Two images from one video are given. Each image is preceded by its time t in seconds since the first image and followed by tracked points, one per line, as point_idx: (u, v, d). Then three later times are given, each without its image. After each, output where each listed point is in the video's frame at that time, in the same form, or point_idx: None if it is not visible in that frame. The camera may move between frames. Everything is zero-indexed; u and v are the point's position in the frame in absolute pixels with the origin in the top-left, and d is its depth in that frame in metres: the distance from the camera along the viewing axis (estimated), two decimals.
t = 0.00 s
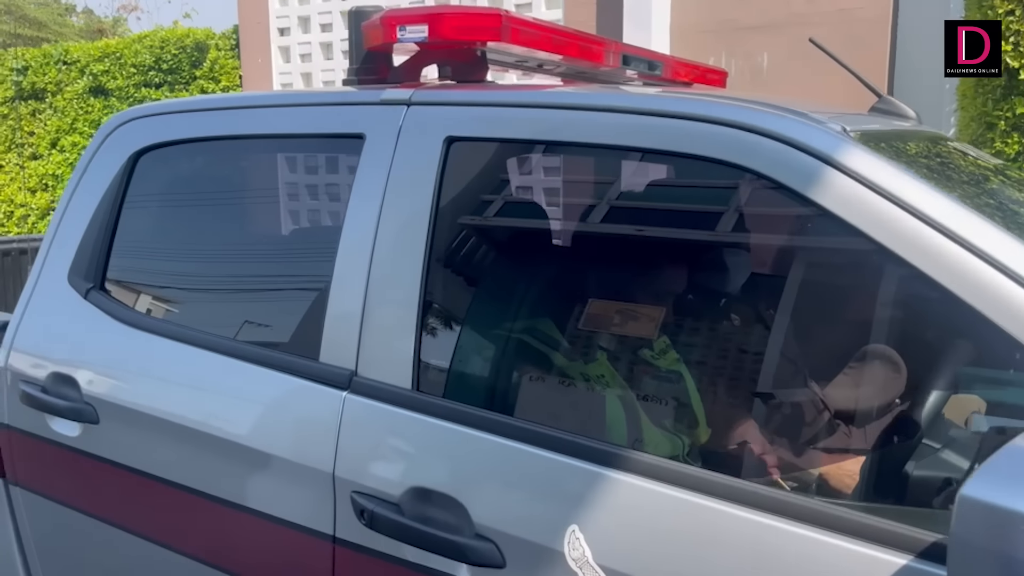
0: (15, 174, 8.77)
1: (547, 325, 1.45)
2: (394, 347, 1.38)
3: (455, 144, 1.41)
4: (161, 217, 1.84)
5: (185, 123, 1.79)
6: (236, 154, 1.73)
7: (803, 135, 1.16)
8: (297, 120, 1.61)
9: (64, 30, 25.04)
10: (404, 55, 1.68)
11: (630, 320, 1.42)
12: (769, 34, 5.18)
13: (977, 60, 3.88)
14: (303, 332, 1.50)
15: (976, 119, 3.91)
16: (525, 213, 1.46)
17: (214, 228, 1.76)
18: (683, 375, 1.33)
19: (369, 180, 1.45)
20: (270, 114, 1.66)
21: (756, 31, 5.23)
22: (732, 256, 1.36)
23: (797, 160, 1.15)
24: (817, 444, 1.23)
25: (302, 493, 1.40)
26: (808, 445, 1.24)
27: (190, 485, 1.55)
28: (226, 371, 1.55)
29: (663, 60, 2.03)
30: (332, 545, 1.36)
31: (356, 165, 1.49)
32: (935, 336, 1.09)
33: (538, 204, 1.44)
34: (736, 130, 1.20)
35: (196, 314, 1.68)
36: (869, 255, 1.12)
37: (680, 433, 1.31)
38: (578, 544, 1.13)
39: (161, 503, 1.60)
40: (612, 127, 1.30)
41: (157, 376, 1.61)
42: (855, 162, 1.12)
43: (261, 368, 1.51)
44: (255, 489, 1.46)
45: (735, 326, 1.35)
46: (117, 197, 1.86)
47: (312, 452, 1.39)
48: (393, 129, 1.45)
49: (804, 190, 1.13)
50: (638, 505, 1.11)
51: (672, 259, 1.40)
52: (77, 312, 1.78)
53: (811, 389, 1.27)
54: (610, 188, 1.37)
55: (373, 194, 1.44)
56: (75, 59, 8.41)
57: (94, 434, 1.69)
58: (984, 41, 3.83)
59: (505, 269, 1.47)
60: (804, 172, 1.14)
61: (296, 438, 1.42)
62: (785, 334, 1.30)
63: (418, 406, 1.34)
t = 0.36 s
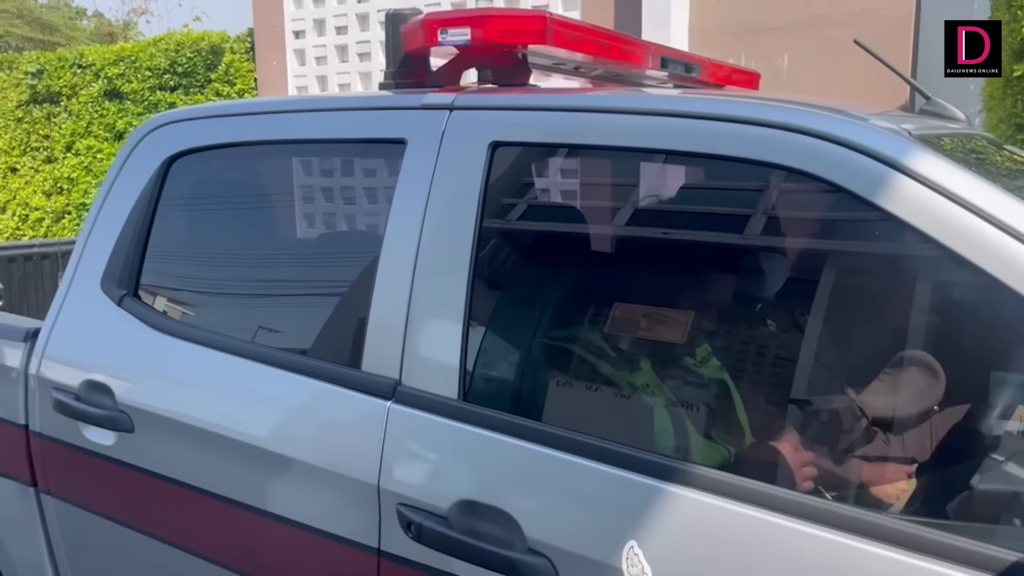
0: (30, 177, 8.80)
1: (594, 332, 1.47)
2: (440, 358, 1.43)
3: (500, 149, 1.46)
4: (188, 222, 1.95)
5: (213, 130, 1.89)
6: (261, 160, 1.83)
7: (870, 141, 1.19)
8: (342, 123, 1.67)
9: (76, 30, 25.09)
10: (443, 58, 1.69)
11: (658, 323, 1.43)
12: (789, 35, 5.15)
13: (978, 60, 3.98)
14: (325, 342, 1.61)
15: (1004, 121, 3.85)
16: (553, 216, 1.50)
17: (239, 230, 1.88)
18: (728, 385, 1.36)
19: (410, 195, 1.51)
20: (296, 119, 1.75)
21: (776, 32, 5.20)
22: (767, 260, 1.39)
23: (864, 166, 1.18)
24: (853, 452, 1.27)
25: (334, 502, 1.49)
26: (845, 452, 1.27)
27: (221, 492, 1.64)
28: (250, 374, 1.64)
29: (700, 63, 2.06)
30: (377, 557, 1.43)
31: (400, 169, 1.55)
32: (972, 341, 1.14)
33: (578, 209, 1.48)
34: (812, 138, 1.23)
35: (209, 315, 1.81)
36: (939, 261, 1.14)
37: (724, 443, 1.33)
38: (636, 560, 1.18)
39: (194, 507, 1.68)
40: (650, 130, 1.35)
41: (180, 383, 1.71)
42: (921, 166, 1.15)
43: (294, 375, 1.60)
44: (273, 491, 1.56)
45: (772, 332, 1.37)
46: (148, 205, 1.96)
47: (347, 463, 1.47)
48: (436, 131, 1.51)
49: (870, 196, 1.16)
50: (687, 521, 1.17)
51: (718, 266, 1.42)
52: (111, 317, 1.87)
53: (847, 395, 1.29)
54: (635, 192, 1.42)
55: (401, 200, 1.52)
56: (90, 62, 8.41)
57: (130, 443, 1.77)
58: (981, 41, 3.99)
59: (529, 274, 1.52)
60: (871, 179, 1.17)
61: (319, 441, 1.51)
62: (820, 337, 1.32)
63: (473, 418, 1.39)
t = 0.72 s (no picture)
0: (64, 182, 9.01)
1: (643, 338, 1.50)
2: (489, 365, 1.47)
3: (551, 152, 1.49)
4: (227, 227, 2.03)
5: (248, 136, 1.98)
6: (291, 165, 1.92)
7: (936, 143, 1.19)
8: (385, 131, 1.72)
9: (106, 36, 25.37)
10: (488, 62, 1.73)
11: (694, 328, 1.47)
12: (823, 37, 5.10)
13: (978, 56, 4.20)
14: (362, 343, 1.68)
15: None
16: (595, 221, 1.53)
17: (279, 234, 1.96)
18: (776, 392, 1.39)
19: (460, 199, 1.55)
20: (329, 125, 1.83)
21: (810, 35, 5.15)
22: (812, 266, 1.40)
23: (932, 171, 1.17)
24: (899, 461, 1.30)
25: (371, 504, 1.54)
26: (892, 462, 1.30)
27: (264, 497, 1.70)
28: (274, 375, 1.74)
29: (744, 66, 2.09)
30: (427, 565, 1.47)
31: (448, 171, 1.59)
32: (1020, 349, 1.15)
33: (626, 214, 1.51)
34: (874, 141, 1.22)
35: (238, 316, 1.90)
36: (1010, 269, 1.12)
37: (775, 451, 1.35)
38: (696, 571, 1.21)
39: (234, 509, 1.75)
40: (677, 131, 1.38)
41: (203, 379, 1.83)
42: (992, 170, 1.14)
43: (319, 372, 1.69)
44: (311, 491, 1.63)
45: (816, 339, 1.40)
46: (195, 210, 2.05)
47: (392, 468, 1.51)
48: (484, 140, 1.55)
49: (938, 200, 1.15)
50: (745, 536, 1.19)
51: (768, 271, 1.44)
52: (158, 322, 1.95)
53: (893, 403, 1.33)
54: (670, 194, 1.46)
55: (428, 206, 1.63)
56: (123, 68, 8.50)
57: (174, 447, 1.84)
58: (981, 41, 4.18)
59: (567, 277, 1.54)
60: (940, 184, 1.16)
61: (355, 440, 1.57)
62: (864, 341, 1.36)
63: (525, 425, 1.42)
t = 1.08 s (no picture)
0: (133, 187, 9.31)
1: (704, 343, 1.51)
2: (557, 372, 1.52)
3: (622, 158, 1.53)
4: (296, 231, 2.18)
5: (313, 143, 2.13)
6: (350, 170, 2.07)
7: (1016, 143, 1.17)
8: (451, 139, 1.82)
9: (170, 44, 26.04)
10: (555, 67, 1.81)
11: (758, 336, 1.47)
12: (890, 39, 4.99)
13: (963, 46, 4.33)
14: (420, 346, 1.80)
15: None
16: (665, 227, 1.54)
17: (343, 237, 2.11)
18: (850, 402, 1.36)
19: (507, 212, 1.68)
20: (390, 133, 1.95)
21: (876, 36, 5.04)
22: (886, 273, 1.40)
23: (1015, 173, 1.16)
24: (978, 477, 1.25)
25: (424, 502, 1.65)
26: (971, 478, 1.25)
27: (328, 497, 1.82)
28: (331, 373, 1.88)
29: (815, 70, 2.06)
30: (495, 571, 1.54)
31: (517, 178, 1.67)
32: None
33: (690, 219, 1.53)
34: (948, 142, 1.22)
35: (298, 317, 2.06)
36: None
37: (851, 464, 1.32)
38: None
39: (303, 509, 1.88)
40: (744, 137, 1.41)
41: (265, 379, 1.99)
42: None
43: (377, 375, 1.82)
44: (371, 491, 1.74)
45: (888, 349, 1.38)
46: (262, 220, 2.21)
47: (455, 469, 1.60)
48: (556, 143, 1.61)
49: None
50: (823, 550, 1.20)
51: (848, 281, 1.44)
52: (232, 323, 2.12)
53: (971, 417, 1.29)
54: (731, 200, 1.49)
55: (484, 211, 1.75)
56: (188, 76, 8.66)
57: (245, 447, 1.99)
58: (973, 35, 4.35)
59: (628, 282, 1.56)
60: None
61: (412, 439, 1.68)
62: (937, 353, 1.34)
63: (595, 433, 1.47)
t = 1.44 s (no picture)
0: (221, 192, 9.62)
1: (788, 350, 1.49)
2: (641, 380, 1.53)
3: (712, 163, 1.53)
4: (384, 234, 2.23)
5: (399, 149, 2.19)
6: (432, 174, 2.13)
7: None
8: (539, 144, 1.85)
9: (257, 53, 26.85)
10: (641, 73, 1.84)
11: (845, 345, 1.45)
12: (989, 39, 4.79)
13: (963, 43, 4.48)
14: (497, 349, 1.86)
15: None
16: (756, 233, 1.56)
17: (428, 242, 2.16)
18: (952, 419, 1.32)
19: (586, 217, 1.73)
20: (475, 140, 2.01)
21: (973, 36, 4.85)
22: (988, 283, 1.34)
23: None
24: None
25: (499, 503, 1.68)
26: None
27: (411, 496, 1.88)
28: (416, 376, 1.93)
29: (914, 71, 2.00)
30: None
31: (604, 184, 1.70)
32: None
33: (776, 224, 1.54)
34: None
35: (380, 318, 2.13)
36: None
37: (949, 482, 1.29)
38: None
39: (390, 508, 1.92)
40: (832, 142, 1.39)
41: (352, 381, 2.05)
42: None
43: (460, 376, 1.87)
44: (449, 489, 1.79)
45: (987, 363, 1.32)
46: (351, 223, 2.27)
47: (534, 472, 1.63)
48: (643, 148, 1.62)
49: None
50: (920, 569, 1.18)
51: (946, 293, 1.40)
52: (322, 325, 2.19)
53: None
54: (819, 206, 1.51)
55: (560, 215, 1.80)
56: (275, 84, 8.94)
57: (333, 445, 2.05)
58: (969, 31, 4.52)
59: (710, 288, 1.54)
60: None
61: (490, 447, 1.72)
62: None
63: (682, 442, 1.47)
